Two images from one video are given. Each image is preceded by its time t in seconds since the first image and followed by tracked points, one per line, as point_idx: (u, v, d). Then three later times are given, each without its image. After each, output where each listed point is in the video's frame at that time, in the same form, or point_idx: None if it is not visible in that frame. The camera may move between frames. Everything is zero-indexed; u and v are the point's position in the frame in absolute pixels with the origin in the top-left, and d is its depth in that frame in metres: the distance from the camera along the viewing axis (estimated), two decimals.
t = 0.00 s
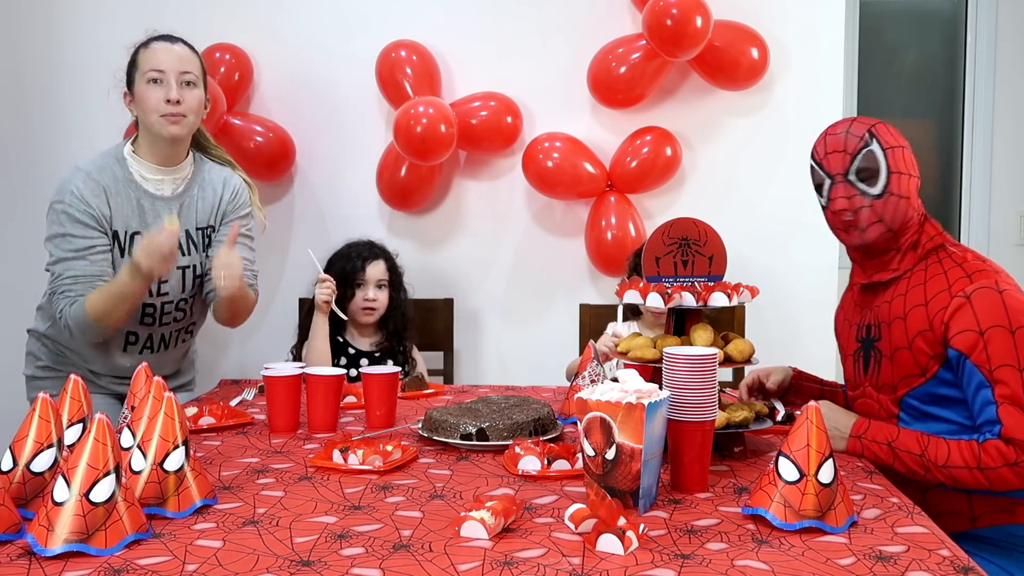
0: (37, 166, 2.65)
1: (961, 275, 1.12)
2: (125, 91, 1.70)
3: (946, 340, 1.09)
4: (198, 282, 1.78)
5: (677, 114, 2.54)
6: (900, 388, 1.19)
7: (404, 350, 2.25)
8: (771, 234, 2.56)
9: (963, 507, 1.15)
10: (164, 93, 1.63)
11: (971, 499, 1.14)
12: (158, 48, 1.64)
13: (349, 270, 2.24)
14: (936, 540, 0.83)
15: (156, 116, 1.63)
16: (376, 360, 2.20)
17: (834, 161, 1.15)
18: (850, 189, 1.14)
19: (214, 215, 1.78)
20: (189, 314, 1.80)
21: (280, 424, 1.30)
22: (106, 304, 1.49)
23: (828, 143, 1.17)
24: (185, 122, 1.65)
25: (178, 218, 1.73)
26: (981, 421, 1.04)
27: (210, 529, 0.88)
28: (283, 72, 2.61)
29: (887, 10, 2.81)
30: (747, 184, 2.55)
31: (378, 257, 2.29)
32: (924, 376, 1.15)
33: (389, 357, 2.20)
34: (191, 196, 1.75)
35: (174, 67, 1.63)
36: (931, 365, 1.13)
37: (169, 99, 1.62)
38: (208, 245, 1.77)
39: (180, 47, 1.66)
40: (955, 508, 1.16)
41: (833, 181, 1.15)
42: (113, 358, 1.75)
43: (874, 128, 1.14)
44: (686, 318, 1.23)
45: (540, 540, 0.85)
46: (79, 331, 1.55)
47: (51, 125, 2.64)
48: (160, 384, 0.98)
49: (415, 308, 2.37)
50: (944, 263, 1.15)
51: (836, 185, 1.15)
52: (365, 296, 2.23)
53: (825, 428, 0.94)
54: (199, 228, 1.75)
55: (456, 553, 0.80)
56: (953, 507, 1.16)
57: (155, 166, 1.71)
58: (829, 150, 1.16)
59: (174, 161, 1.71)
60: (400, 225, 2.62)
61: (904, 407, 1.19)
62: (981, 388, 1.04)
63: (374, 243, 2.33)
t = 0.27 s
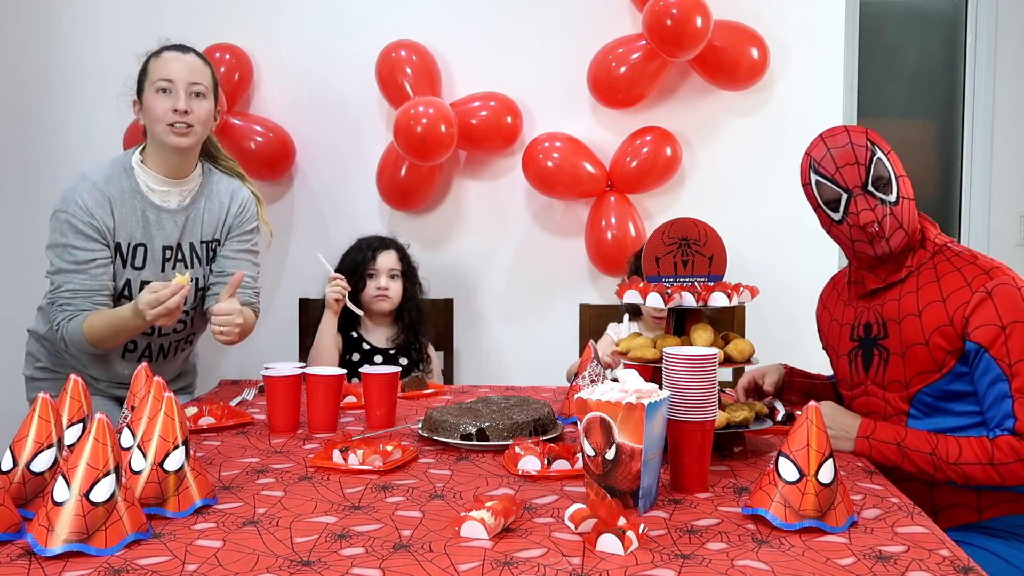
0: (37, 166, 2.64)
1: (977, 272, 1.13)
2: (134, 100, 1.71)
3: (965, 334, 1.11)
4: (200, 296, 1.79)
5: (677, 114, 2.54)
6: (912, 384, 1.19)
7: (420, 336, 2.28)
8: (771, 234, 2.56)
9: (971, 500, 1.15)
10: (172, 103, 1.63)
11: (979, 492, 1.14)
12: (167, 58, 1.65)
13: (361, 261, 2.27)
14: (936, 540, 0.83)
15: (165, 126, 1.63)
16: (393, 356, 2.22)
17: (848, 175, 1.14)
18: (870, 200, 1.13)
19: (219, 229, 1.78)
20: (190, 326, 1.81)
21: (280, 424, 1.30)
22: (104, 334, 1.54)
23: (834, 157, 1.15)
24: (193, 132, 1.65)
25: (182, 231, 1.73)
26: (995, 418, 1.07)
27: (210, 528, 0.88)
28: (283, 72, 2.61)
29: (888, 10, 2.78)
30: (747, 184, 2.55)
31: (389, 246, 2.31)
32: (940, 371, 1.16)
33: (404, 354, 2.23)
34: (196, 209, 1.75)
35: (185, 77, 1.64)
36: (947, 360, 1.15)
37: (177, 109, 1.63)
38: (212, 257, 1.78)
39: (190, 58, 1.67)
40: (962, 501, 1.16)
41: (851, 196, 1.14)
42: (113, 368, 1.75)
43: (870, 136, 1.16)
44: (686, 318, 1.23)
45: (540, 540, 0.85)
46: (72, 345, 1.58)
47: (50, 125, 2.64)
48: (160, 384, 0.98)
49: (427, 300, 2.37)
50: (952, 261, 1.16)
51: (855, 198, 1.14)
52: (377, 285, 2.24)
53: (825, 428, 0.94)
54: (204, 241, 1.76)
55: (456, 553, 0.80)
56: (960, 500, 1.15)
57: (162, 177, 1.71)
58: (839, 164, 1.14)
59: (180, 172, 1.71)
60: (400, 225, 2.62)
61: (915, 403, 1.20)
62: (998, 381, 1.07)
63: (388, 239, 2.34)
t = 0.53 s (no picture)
0: (37, 166, 2.64)
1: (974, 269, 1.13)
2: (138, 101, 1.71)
3: (963, 330, 1.11)
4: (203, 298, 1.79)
5: (677, 114, 2.54)
6: (910, 381, 1.19)
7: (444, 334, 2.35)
8: (771, 234, 2.56)
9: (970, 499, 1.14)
10: (177, 105, 1.63)
11: (978, 490, 1.13)
12: (172, 59, 1.65)
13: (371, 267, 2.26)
14: (936, 540, 0.83)
15: (170, 128, 1.63)
16: (418, 355, 2.27)
17: (845, 173, 1.14)
18: (866, 200, 1.13)
19: (222, 232, 1.78)
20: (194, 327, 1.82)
21: (280, 424, 1.30)
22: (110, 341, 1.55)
23: (831, 155, 1.16)
24: (198, 135, 1.65)
25: (185, 234, 1.72)
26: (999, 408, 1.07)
27: (210, 529, 0.88)
28: (283, 72, 2.61)
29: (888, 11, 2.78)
30: (747, 184, 2.55)
31: (395, 246, 2.30)
32: (937, 367, 1.15)
33: (428, 353, 2.29)
34: (199, 213, 1.74)
35: (189, 79, 1.64)
36: (945, 356, 1.14)
37: (183, 111, 1.63)
38: (214, 260, 1.78)
39: (195, 59, 1.67)
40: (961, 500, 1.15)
41: (846, 195, 1.15)
42: (114, 370, 1.75)
43: (868, 136, 1.15)
44: (686, 318, 1.23)
45: (540, 540, 0.85)
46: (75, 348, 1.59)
47: (50, 125, 2.64)
48: (160, 384, 0.98)
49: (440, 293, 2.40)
50: (949, 260, 1.16)
51: (850, 197, 1.14)
52: (390, 287, 2.24)
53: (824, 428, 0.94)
54: (207, 244, 1.76)
55: (456, 553, 0.80)
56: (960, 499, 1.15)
57: (166, 179, 1.70)
58: (835, 163, 1.15)
59: (185, 174, 1.71)
60: (400, 225, 2.62)
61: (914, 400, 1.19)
62: (1003, 374, 1.06)
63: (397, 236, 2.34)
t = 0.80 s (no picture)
0: (37, 166, 2.64)
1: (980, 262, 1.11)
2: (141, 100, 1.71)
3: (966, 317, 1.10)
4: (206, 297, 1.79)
5: (677, 114, 2.54)
6: (911, 375, 1.18)
7: (461, 337, 2.30)
8: (771, 234, 2.56)
9: (970, 498, 1.14)
10: (181, 105, 1.63)
11: (978, 488, 1.13)
12: (176, 60, 1.65)
13: (388, 271, 2.27)
14: (936, 540, 0.83)
15: (173, 128, 1.63)
16: (434, 357, 2.24)
17: (848, 178, 1.14)
18: (870, 205, 1.14)
19: (225, 231, 1.77)
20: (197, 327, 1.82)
21: (280, 424, 1.30)
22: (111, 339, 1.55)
23: (835, 160, 1.16)
24: (202, 135, 1.66)
25: (188, 233, 1.72)
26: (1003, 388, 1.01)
27: (210, 529, 0.88)
28: (283, 72, 2.61)
29: (888, 11, 2.79)
30: (747, 184, 2.55)
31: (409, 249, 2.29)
32: (938, 360, 1.15)
33: (444, 355, 2.26)
34: (202, 212, 1.74)
35: (193, 80, 1.64)
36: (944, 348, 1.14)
37: (187, 112, 1.63)
38: (216, 260, 1.78)
39: (198, 60, 1.67)
40: (961, 499, 1.15)
41: (850, 200, 1.15)
42: (116, 370, 1.74)
43: (871, 140, 1.16)
44: (686, 318, 1.23)
45: (540, 540, 0.85)
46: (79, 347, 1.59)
47: (50, 125, 2.64)
48: (160, 384, 0.98)
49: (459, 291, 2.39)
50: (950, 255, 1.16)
51: (854, 203, 1.15)
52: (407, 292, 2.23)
53: (824, 429, 0.94)
54: (210, 244, 1.75)
55: (456, 553, 0.80)
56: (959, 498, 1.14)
57: (168, 178, 1.70)
58: (839, 167, 1.15)
59: (188, 173, 1.71)
60: (400, 225, 2.62)
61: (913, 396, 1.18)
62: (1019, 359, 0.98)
63: (411, 236, 2.34)
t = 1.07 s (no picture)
0: (37, 166, 2.64)
1: (992, 284, 1.11)
2: (143, 98, 1.71)
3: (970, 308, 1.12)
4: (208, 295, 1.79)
5: (677, 114, 2.54)
6: (916, 376, 1.18)
7: (474, 337, 2.31)
8: (771, 234, 2.56)
9: (973, 501, 1.15)
10: (183, 104, 1.63)
11: (982, 492, 1.15)
12: (178, 58, 1.65)
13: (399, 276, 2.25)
14: (936, 540, 0.83)
15: (176, 126, 1.63)
16: (447, 358, 2.25)
17: (854, 179, 1.15)
18: (875, 207, 1.14)
19: (227, 230, 1.77)
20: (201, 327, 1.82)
21: (280, 424, 1.30)
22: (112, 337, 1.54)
23: (841, 160, 1.16)
24: (203, 134, 1.65)
25: (190, 232, 1.72)
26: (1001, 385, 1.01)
27: (210, 528, 0.88)
28: (283, 72, 2.61)
29: (889, 10, 2.79)
30: (747, 184, 2.55)
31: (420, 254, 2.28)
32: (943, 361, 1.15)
33: (456, 356, 2.27)
34: (203, 211, 1.74)
35: (195, 78, 1.64)
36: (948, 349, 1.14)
37: (189, 111, 1.63)
38: (218, 258, 1.78)
39: (201, 58, 1.67)
40: (964, 502, 1.15)
41: (857, 201, 1.16)
42: (118, 368, 1.75)
43: (877, 138, 1.15)
44: (686, 318, 1.23)
45: (540, 539, 0.85)
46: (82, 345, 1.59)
47: (50, 125, 2.64)
48: (160, 384, 0.98)
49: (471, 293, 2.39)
50: (958, 255, 1.19)
51: (860, 204, 1.15)
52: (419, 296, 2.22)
53: (824, 428, 0.94)
54: (211, 242, 1.75)
55: (456, 553, 0.80)
56: (963, 501, 1.15)
57: (169, 177, 1.70)
58: (846, 168, 1.15)
59: (188, 172, 1.70)
60: (400, 225, 2.62)
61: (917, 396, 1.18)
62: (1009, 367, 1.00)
63: (422, 240, 2.31)
